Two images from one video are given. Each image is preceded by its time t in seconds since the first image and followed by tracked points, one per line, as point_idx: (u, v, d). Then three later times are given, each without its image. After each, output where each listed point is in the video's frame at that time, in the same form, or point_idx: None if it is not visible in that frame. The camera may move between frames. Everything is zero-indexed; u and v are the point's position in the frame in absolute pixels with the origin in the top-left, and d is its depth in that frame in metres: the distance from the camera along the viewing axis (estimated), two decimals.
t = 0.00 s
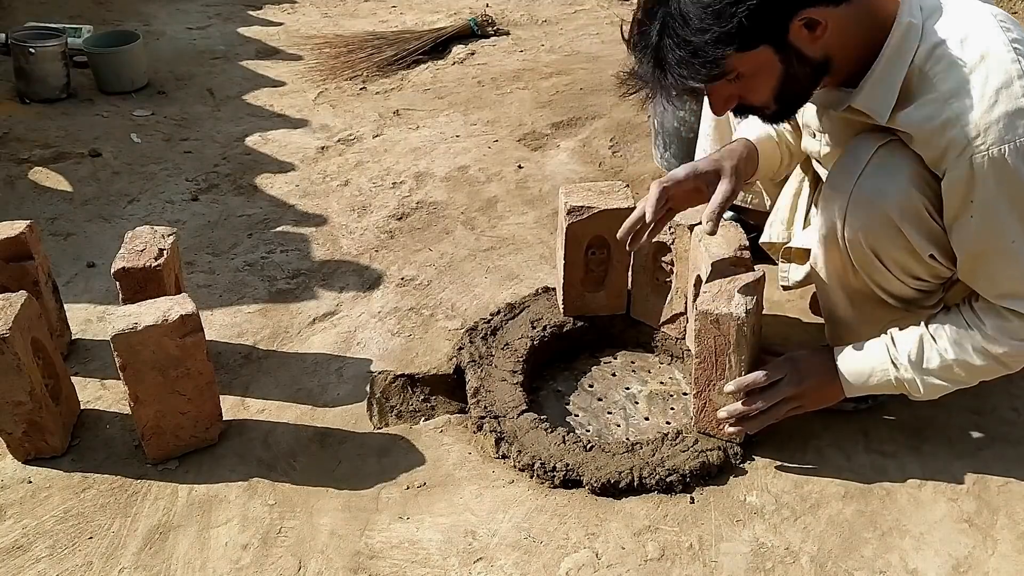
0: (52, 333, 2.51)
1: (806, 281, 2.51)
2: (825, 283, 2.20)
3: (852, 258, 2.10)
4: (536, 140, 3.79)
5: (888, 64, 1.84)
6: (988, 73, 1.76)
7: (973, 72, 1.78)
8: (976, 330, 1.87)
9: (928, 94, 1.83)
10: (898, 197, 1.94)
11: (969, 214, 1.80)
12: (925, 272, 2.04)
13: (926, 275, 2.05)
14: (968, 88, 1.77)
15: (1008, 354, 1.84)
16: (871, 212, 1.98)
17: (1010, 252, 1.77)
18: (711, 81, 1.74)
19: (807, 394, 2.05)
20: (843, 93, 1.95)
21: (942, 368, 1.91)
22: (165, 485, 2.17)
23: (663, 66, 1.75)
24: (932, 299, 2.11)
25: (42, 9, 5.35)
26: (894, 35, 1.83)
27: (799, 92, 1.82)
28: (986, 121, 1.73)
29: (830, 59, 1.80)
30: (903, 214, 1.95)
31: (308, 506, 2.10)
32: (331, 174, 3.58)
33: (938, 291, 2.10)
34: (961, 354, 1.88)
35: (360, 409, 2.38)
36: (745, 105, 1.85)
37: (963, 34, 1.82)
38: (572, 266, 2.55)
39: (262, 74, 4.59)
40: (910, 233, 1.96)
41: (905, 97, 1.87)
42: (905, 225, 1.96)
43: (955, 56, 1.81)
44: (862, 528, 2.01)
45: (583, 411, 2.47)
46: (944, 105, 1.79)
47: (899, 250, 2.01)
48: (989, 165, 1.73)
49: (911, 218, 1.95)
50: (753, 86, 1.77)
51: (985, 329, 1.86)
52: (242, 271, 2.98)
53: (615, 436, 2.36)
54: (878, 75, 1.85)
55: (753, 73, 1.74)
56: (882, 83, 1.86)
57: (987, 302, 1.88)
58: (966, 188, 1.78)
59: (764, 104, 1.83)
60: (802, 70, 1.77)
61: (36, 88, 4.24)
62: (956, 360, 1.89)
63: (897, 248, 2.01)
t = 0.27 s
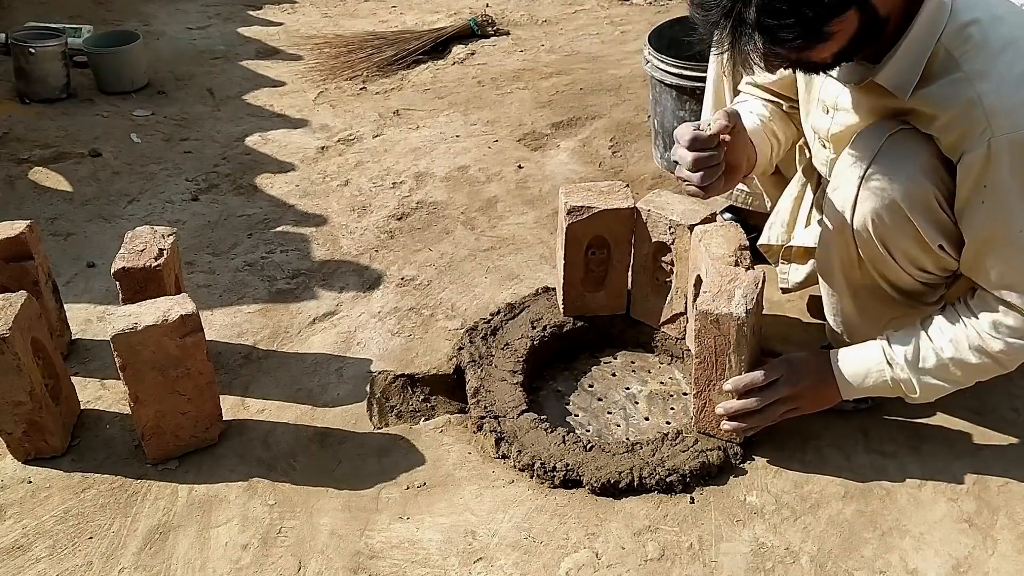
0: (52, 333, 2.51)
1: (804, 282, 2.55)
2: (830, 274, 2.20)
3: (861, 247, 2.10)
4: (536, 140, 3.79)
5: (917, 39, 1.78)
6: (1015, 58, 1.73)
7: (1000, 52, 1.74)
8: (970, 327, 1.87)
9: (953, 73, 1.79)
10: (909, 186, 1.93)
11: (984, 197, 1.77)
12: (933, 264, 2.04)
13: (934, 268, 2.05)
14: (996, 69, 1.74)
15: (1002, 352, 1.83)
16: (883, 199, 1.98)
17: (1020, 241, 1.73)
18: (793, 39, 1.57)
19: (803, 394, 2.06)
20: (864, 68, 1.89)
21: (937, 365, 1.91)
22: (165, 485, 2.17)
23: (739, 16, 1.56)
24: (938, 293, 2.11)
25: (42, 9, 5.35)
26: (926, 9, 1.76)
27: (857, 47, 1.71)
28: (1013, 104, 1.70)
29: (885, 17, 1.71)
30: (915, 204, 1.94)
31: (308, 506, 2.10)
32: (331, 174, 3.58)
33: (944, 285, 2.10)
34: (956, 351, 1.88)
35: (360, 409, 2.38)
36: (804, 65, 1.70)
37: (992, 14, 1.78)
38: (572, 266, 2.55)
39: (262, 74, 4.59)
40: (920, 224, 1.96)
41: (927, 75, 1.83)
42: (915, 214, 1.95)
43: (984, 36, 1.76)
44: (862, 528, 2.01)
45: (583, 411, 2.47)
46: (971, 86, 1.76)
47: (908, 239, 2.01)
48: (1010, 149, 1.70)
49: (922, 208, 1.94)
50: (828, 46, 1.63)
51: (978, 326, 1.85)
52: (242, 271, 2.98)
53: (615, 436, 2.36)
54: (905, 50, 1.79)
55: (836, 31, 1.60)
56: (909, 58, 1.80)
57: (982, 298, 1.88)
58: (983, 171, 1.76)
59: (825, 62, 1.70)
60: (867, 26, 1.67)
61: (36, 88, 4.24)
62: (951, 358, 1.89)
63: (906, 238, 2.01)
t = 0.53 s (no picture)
0: (52, 333, 2.51)
1: (802, 284, 2.59)
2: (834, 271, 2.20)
3: (866, 247, 2.09)
4: (536, 140, 3.79)
5: (916, 33, 1.81)
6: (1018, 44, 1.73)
7: (1004, 40, 1.75)
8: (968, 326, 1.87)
9: (956, 64, 1.80)
10: (915, 186, 1.93)
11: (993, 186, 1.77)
12: (937, 264, 2.03)
13: (938, 268, 2.05)
14: (999, 58, 1.74)
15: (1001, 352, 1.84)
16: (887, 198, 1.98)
17: None
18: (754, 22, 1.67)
19: (800, 397, 2.06)
20: (866, 65, 1.93)
21: (936, 366, 1.92)
22: (165, 485, 2.17)
23: None
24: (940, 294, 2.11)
25: (42, 9, 5.35)
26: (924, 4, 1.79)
27: (832, 35, 1.78)
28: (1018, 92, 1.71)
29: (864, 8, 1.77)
30: (920, 203, 1.94)
31: (308, 506, 2.10)
32: (331, 174, 3.58)
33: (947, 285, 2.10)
34: (954, 351, 1.89)
35: (360, 409, 2.38)
36: (777, 48, 1.79)
37: (992, 4, 1.79)
38: (572, 266, 2.55)
39: (262, 74, 4.59)
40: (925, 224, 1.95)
41: (932, 69, 1.85)
42: (920, 214, 1.95)
43: (985, 26, 1.77)
44: (862, 528, 2.01)
45: (583, 411, 2.47)
46: (974, 76, 1.76)
47: (913, 238, 2.00)
48: (1016, 137, 1.70)
49: (928, 208, 1.93)
50: (793, 29, 1.71)
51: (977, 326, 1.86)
52: (242, 271, 2.98)
53: (615, 436, 2.37)
54: (905, 45, 1.83)
55: (798, 15, 1.68)
56: (909, 52, 1.83)
57: (981, 297, 1.89)
58: (991, 161, 1.76)
59: (798, 48, 1.78)
60: (840, 14, 1.74)
61: (36, 88, 4.24)
62: (949, 358, 1.89)
63: (911, 236, 2.00)
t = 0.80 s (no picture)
0: (52, 333, 2.51)
1: (805, 284, 2.60)
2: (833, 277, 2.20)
3: (863, 253, 2.09)
4: (536, 140, 3.79)
5: (915, 34, 1.82)
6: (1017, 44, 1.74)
7: (1003, 40, 1.75)
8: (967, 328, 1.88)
9: (954, 64, 1.80)
10: (913, 192, 1.93)
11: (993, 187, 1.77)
12: (936, 268, 2.04)
13: (936, 272, 2.05)
14: (998, 58, 1.75)
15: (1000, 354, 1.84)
16: (885, 204, 1.98)
17: None
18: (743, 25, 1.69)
19: (800, 398, 2.07)
20: (866, 67, 1.94)
21: (934, 368, 1.92)
22: (165, 485, 2.17)
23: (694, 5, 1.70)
24: (938, 296, 2.12)
25: (42, 9, 5.35)
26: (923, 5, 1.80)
27: (826, 40, 1.79)
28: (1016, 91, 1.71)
29: (859, 13, 1.78)
30: (919, 209, 1.94)
31: (308, 506, 2.10)
32: (331, 174, 3.58)
33: (945, 287, 2.10)
34: (953, 353, 1.89)
35: (360, 409, 2.38)
36: (772, 50, 1.82)
37: (991, 5, 1.80)
38: (572, 266, 2.54)
39: (262, 74, 4.59)
40: (924, 231, 1.95)
41: (931, 70, 1.85)
42: (919, 220, 1.95)
43: (984, 26, 1.78)
44: (862, 528, 2.01)
45: (583, 411, 2.47)
46: (973, 76, 1.77)
47: (912, 243, 2.00)
48: (1015, 137, 1.71)
49: (926, 214, 1.94)
50: (783, 33, 1.74)
51: (976, 327, 1.87)
52: (242, 271, 2.98)
53: (615, 436, 2.37)
54: (904, 47, 1.83)
55: (787, 19, 1.70)
56: (908, 54, 1.84)
57: (981, 298, 1.89)
58: (992, 161, 1.76)
59: (791, 51, 1.80)
60: (833, 20, 1.75)
61: (36, 88, 4.24)
62: (948, 360, 1.90)
63: (910, 242, 2.00)
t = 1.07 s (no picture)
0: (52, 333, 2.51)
1: (804, 287, 2.59)
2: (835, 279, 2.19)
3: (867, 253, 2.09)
4: (536, 140, 3.79)
5: (925, 31, 1.82)
6: None
7: (1013, 38, 1.75)
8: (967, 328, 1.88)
9: (965, 62, 1.80)
10: (918, 192, 1.93)
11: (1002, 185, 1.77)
12: (939, 269, 2.04)
13: (939, 273, 2.05)
14: (1008, 56, 1.75)
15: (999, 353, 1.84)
16: (890, 204, 1.97)
17: None
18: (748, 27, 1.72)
19: (799, 398, 2.07)
20: (877, 65, 1.94)
21: (934, 367, 1.92)
22: (165, 485, 2.17)
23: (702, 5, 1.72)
24: (941, 296, 2.12)
25: (42, 9, 5.35)
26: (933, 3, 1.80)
27: (833, 40, 1.81)
28: None
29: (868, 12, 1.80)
30: (924, 209, 1.94)
31: (308, 506, 2.10)
32: (331, 174, 3.58)
33: (948, 288, 2.10)
34: (953, 352, 1.89)
35: (360, 409, 2.38)
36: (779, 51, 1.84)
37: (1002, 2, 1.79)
38: (572, 265, 2.54)
39: (262, 74, 4.59)
40: (928, 231, 1.95)
41: (941, 67, 1.85)
42: (925, 220, 1.95)
43: (995, 23, 1.77)
44: (862, 528, 2.01)
45: (583, 411, 2.47)
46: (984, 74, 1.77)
47: (916, 244, 2.00)
48: None
49: (931, 214, 1.94)
50: (789, 33, 1.76)
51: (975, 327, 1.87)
52: (242, 271, 2.98)
53: (615, 436, 2.37)
54: (916, 43, 1.83)
55: (792, 20, 1.73)
56: (919, 51, 1.84)
57: (980, 298, 1.89)
58: (1001, 158, 1.76)
59: (797, 51, 1.83)
60: (839, 21, 1.78)
61: (36, 88, 4.24)
62: (948, 361, 1.90)
63: (914, 242, 2.00)
